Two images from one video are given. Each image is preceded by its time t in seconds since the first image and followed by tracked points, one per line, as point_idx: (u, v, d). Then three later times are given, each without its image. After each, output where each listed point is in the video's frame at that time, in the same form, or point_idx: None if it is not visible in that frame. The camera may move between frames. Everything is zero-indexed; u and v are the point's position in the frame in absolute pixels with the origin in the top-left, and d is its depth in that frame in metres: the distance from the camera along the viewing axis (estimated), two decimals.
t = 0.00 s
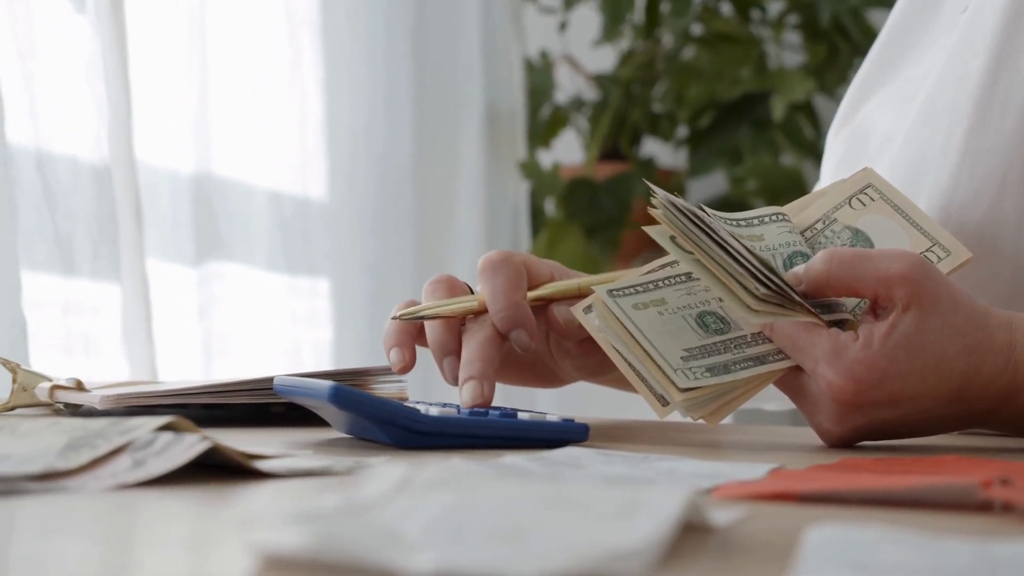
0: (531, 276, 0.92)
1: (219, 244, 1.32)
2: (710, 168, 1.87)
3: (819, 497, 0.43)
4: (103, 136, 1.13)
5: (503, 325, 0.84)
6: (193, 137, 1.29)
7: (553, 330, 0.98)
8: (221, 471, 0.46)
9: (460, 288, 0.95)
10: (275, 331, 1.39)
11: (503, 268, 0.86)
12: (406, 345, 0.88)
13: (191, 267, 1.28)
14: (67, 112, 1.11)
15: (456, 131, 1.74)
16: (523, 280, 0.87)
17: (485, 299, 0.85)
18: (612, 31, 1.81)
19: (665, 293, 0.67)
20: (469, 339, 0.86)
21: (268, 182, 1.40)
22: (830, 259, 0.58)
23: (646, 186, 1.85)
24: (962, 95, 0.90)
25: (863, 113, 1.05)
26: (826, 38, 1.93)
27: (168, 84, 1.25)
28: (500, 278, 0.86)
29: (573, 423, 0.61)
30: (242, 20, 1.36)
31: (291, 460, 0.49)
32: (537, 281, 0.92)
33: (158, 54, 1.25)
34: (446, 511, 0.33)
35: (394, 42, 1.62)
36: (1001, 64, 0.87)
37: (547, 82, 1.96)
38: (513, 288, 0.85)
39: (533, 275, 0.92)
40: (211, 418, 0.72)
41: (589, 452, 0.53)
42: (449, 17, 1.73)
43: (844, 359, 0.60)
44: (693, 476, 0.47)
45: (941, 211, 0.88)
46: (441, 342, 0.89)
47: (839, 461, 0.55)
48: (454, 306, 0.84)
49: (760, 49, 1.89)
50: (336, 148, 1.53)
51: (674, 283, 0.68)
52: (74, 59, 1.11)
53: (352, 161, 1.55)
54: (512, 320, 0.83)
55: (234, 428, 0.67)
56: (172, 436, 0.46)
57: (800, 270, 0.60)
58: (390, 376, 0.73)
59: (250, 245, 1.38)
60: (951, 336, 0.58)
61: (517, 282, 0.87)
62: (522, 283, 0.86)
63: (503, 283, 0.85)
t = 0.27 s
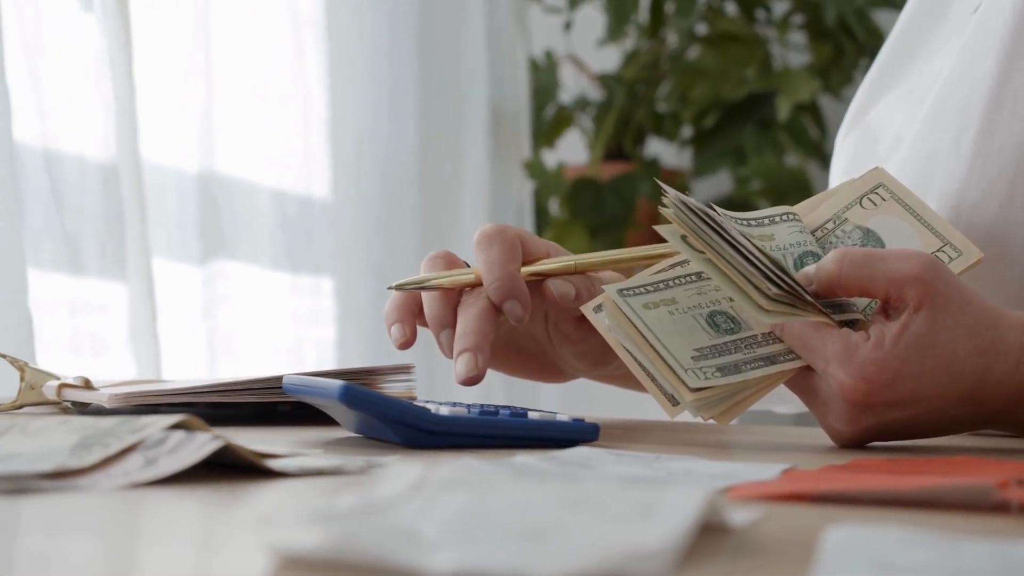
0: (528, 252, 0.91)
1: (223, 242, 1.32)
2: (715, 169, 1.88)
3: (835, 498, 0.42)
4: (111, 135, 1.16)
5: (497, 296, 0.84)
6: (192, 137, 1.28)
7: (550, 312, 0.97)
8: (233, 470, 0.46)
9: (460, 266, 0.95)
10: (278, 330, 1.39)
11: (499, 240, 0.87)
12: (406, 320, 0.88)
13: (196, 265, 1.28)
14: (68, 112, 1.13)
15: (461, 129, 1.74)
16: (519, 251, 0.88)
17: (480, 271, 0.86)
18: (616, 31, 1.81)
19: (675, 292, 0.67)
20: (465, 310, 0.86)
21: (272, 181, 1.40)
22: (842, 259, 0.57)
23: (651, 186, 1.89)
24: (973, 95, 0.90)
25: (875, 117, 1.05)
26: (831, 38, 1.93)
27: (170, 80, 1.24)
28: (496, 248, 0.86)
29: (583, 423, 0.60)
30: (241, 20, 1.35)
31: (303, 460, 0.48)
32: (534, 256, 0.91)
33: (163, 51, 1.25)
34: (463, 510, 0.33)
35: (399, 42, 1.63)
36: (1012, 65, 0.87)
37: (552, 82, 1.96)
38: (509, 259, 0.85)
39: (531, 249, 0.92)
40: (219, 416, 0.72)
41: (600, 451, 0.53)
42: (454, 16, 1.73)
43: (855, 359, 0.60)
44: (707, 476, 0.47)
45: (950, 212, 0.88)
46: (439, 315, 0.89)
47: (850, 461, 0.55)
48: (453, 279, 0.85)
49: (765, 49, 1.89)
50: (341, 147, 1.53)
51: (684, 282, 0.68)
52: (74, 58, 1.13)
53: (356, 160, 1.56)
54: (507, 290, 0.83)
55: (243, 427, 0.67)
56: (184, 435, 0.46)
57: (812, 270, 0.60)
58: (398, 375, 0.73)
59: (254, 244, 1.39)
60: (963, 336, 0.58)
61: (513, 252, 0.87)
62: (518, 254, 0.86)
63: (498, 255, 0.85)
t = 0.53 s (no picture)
0: (537, 268, 0.91)
1: (225, 242, 1.33)
2: (719, 168, 1.88)
3: (845, 498, 0.42)
4: (115, 133, 1.18)
5: (507, 316, 0.84)
6: (192, 137, 1.28)
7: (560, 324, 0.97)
8: (241, 470, 0.46)
9: (468, 280, 0.94)
10: (280, 330, 1.39)
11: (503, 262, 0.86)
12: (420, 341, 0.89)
13: (200, 264, 1.29)
14: (67, 112, 1.15)
15: (465, 129, 1.74)
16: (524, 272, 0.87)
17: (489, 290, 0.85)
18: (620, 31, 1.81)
19: (682, 292, 0.67)
20: (476, 330, 0.86)
21: (274, 180, 1.40)
22: (850, 258, 0.57)
23: (656, 185, 1.87)
24: (981, 94, 0.89)
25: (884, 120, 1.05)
26: (835, 37, 1.93)
27: (171, 76, 1.25)
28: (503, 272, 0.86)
29: (591, 423, 0.60)
30: (240, 20, 1.35)
31: (311, 459, 0.48)
32: (543, 270, 0.91)
33: (167, 50, 1.25)
34: (475, 509, 0.33)
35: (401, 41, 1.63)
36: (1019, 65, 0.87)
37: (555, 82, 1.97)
38: (517, 280, 0.85)
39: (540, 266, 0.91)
40: (225, 416, 0.72)
41: (609, 451, 0.53)
42: (457, 16, 1.74)
43: (864, 359, 0.60)
44: (716, 475, 0.47)
45: (956, 212, 0.88)
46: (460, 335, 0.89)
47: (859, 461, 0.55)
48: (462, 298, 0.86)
49: (769, 49, 1.89)
50: (344, 146, 1.53)
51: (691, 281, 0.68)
52: (74, 59, 1.14)
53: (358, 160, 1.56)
54: (516, 312, 0.83)
55: (249, 427, 0.66)
56: (191, 435, 0.46)
57: (819, 269, 0.59)
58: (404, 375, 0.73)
59: (257, 244, 1.39)
60: (971, 336, 0.58)
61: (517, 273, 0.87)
62: (526, 273, 0.86)
63: (507, 275, 0.85)
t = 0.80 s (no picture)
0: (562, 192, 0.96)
1: (231, 242, 1.33)
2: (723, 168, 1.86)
3: (860, 498, 0.42)
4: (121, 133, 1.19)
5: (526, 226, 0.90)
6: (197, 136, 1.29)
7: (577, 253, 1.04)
8: (253, 470, 0.46)
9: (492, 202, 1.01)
10: (283, 330, 1.39)
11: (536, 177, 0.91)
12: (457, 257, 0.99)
13: (205, 264, 1.30)
14: (70, 111, 1.15)
15: (469, 129, 1.74)
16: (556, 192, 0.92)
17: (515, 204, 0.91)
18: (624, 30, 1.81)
19: (692, 292, 0.67)
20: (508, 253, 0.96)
21: (278, 179, 1.40)
22: (860, 258, 0.57)
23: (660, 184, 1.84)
24: (990, 93, 0.89)
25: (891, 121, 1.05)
26: (839, 36, 1.93)
27: (175, 74, 1.26)
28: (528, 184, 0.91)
29: (600, 422, 0.60)
30: (241, 20, 1.34)
31: (323, 459, 0.48)
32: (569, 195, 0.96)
33: (172, 49, 1.26)
34: (491, 509, 0.33)
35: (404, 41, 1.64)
36: None
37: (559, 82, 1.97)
38: (542, 195, 0.90)
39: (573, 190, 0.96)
40: (234, 416, 0.72)
41: (620, 451, 0.53)
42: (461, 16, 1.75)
43: (874, 358, 0.60)
44: (729, 474, 0.47)
45: (965, 211, 0.88)
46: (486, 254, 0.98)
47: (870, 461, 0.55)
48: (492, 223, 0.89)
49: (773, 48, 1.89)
50: (349, 146, 1.54)
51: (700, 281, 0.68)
52: (74, 58, 1.15)
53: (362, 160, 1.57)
54: (535, 223, 0.89)
55: (258, 427, 0.66)
56: (203, 434, 0.46)
57: (829, 268, 0.59)
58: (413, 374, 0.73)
59: (262, 244, 1.40)
60: (981, 336, 0.58)
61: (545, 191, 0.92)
62: (553, 189, 0.91)
63: (535, 190, 0.90)
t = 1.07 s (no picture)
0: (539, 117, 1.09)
1: (237, 241, 1.35)
2: (728, 168, 1.88)
3: (877, 495, 0.42)
4: (124, 129, 1.20)
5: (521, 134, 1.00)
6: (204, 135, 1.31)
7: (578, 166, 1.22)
8: (267, 467, 0.46)
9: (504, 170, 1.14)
10: (288, 330, 1.40)
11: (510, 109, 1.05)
12: (492, 222, 1.17)
13: (213, 264, 1.31)
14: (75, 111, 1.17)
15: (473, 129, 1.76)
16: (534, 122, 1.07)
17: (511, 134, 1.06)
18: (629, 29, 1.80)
19: (702, 289, 0.67)
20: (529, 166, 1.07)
21: (285, 179, 1.42)
22: (871, 256, 0.57)
23: (665, 185, 1.89)
24: (999, 92, 0.89)
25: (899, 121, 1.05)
26: (844, 35, 1.94)
27: (183, 74, 1.27)
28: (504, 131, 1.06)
29: (611, 420, 0.59)
30: (246, 18, 1.36)
31: (336, 457, 0.48)
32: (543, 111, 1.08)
33: (178, 48, 1.28)
34: (512, 505, 0.33)
35: (408, 40, 1.65)
36: None
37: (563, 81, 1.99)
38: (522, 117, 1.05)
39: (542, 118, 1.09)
40: (243, 414, 0.72)
41: (633, 449, 0.53)
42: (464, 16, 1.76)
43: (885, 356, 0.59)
44: (743, 471, 0.46)
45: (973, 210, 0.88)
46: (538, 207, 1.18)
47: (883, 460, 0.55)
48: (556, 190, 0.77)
49: (777, 48, 1.90)
50: (352, 146, 1.56)
51: (711, 278, 0.68)
52: (77, 56, 1.16)
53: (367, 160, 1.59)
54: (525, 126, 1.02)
55: (268, 425, 0.66)
56: (217, 432, 0.46)
57: (840, 267, 0.60)
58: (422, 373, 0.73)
59: (267, 242, 1.41)
60: (992, 334, 0.58)
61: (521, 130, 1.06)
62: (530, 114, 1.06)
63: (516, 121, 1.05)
